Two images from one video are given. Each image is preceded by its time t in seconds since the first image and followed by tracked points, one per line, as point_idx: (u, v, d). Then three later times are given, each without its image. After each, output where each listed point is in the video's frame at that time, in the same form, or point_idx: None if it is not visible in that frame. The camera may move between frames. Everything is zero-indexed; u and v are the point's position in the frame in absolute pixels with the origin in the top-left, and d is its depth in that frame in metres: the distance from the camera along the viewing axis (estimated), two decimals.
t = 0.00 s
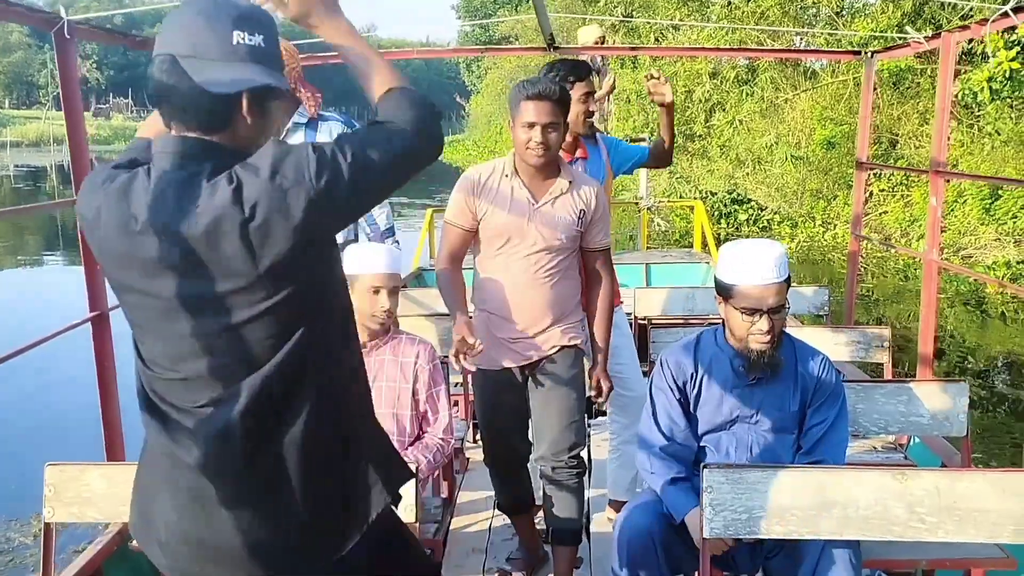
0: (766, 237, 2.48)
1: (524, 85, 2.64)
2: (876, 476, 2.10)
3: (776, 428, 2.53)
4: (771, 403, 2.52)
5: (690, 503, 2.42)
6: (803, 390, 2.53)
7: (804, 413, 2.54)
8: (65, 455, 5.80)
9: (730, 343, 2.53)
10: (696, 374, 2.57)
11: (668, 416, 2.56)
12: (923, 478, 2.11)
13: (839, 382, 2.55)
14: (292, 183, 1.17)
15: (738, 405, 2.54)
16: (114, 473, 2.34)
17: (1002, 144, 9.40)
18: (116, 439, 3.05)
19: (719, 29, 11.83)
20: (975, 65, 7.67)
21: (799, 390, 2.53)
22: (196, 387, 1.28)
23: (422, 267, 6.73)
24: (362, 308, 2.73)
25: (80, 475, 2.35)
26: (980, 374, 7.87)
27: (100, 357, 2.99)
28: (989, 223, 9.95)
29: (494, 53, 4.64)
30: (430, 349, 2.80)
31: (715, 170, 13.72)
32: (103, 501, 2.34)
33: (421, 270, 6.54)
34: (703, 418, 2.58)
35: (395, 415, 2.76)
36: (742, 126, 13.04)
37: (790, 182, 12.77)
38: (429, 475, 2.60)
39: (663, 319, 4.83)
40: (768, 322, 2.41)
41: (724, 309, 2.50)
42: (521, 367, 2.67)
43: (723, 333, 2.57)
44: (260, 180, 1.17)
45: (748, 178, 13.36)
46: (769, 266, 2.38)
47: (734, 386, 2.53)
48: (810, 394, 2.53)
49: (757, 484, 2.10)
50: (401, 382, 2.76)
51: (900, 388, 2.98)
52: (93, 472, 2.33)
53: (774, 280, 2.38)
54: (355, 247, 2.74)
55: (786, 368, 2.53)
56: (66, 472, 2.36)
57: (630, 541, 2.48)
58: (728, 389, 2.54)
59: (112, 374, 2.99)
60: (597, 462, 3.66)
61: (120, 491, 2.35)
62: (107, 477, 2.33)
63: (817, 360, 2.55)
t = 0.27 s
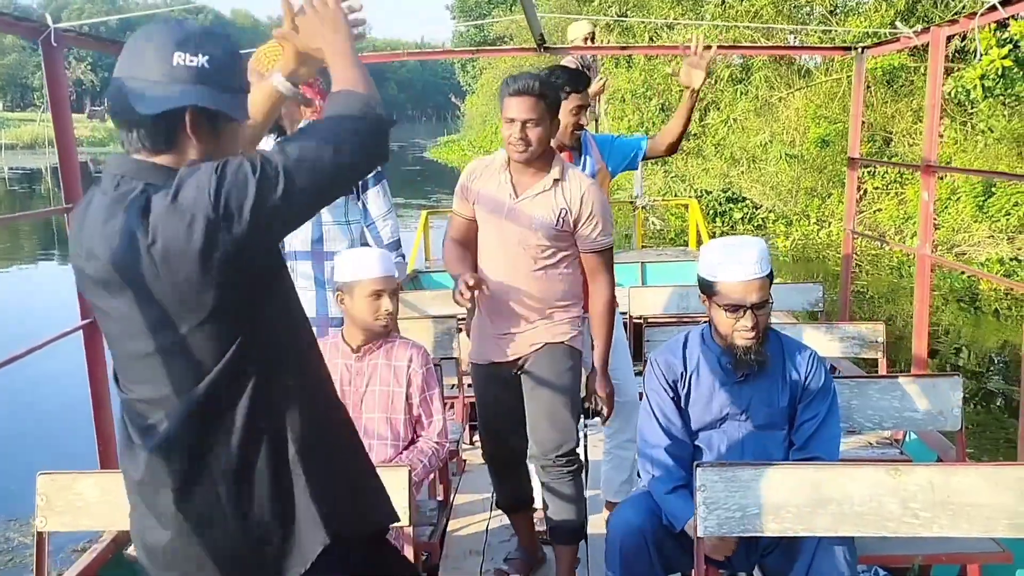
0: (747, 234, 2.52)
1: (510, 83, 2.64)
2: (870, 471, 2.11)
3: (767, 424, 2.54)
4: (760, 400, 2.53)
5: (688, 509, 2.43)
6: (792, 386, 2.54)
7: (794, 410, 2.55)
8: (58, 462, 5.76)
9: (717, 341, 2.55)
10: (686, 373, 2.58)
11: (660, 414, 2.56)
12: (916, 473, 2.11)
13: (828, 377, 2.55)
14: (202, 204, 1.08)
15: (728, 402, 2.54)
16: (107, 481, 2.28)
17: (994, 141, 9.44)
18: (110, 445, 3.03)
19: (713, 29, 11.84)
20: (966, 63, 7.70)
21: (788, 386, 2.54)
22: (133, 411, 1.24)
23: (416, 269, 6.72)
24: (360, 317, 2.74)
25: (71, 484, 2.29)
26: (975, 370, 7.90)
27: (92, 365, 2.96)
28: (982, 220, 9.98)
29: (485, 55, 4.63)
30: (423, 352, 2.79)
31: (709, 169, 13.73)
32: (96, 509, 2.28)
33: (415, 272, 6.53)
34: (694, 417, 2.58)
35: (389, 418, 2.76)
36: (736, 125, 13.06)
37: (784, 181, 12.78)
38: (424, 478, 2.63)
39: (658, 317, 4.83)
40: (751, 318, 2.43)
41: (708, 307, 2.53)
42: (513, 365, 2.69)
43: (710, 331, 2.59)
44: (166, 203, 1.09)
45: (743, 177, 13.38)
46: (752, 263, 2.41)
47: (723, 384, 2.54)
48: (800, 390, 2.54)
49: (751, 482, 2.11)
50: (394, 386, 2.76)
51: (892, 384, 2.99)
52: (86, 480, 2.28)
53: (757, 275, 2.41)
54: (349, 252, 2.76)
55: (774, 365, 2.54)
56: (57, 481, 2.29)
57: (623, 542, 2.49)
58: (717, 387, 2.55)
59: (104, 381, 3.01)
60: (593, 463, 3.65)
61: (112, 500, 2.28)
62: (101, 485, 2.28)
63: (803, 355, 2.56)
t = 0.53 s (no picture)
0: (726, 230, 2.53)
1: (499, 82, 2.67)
2: (860, 468, 2.11)
3: (754, 421, 2.53)
4: (747, 396, 2.53)
5: (667, 503, 2.47)
6: (776, 381, 2.54)
7: (780, 405, 2.55)
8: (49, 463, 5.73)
9: (701, 339, 2.56)
10: (671, 371, 2.59)
11: (647, 413, 2.58)
12: (907, 470, 2.12)
13: (814, 372, 2.57)
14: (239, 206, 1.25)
15: (714, 400, 2.54)
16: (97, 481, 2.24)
17: (982, 136, 9.46)
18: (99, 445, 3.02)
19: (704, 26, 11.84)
20: (956, 59, 7.71)
21: (773, 381, 2.54)
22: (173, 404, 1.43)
23: (407, 268, 6.71)
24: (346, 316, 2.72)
25: (61, 483, 2.26)
26: (966, 365, 7.92)
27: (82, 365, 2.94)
28: (972, 216, 10.00)
29: (475, 53, 4.62)
30: (412, 351, 2.79)
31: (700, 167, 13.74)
32: (82, 512, 2.27)
33: (406, 272, 6.52)
34: (681, 415, 2.58)
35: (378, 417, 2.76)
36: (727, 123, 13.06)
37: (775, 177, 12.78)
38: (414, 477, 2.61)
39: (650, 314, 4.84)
40: (734, 314, 2.45)
41: (690, 305, 2.54)
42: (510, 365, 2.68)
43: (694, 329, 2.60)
44: (207, 202, 1.27)
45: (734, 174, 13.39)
46: (730, 258, 2.43)
47: (709, 381, 2.55)
48: (785, 385, 2.54)
49: (742, 480, 2.11)
50: (384, 384, 2.77)
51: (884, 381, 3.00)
52: (74, 481, 2.26)
53: (737, 271, 2.43)
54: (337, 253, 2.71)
55: (759, 361, 2.54)
56: (46, 481, 2.25)
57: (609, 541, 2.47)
58: (702, 384, 2.55)
59: (92, 381, 2.99)
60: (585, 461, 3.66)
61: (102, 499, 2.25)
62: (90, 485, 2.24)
63: (787, 350, 2.57)
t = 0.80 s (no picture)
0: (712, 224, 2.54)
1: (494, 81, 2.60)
2: (851, 463, 2.12)
3: (745, 415, 2.55)
4: (737, 390, 2.55)
5: (664, 498, 2.45)
6: (766, 375, 2.54)
7: (771, 400, 2.54)
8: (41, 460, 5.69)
9: (692, 334, 2.56)
10: (662, 366, 2.60)
11: (640, 407, 2.58)
12: (899, 463, 2.12)
13: (805, 365, 2.54)
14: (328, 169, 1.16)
15: (705, 395, 2.56)
16: (88, 474, 2.18)
17: (973, 127, 9.50)
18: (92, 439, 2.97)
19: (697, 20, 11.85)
20: (947, 50, 7.73)
21: (764, 375, 2.54)
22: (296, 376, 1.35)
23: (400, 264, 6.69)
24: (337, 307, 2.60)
25: (51, 476, 2.17)
26: (958, 354, 7.94)
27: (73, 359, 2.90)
28: (963, 206, 10.04)
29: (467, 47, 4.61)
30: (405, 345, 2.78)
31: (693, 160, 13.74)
32: (76, 503, 2.18)
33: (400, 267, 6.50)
34: (673, 410, 2.59)
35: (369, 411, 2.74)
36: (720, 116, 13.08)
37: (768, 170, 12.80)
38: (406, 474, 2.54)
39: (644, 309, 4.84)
40: (722, 307, 2.46)
41: (679, 299, 2.55)
42: (515, 361, 2.66)
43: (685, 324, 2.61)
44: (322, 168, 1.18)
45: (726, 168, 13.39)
46: (718, 252, 2.44)
47: (700, 375, 2.56)
48: (775, 379, 2.53)
49: (735, 473, 2.11)
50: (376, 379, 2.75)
51: (876, 375, 3.01)
52: (65, 473, 2.17)
53: (724, 264, 2.44)
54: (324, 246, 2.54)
55: (748, 355, 2.54)
56: (37, 474, 2.18)
57: (602, 536, 2.46)
58: (694, 379, 2.57)
59: (86, 375, 2.94)
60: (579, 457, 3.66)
61: (91, 492, 2.18)
62: (81, 478, 2.17)
63: (778, 343, 2.55)
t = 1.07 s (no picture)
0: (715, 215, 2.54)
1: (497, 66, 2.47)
2: (850, 455, 2.12)
3: (747, 407, 2.56)
4: (740, 382, 2.55)
5: (666, 490, 2.45)
6: (768, 367, 2.54)
7: (772, 393, 2.55)
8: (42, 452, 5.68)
9: (695, 326, 2.57)
10: (665, 357, 2.60)
11: (642, 397, 2.58)
12: (899, 455, 2.12)
13: (806, 359, 2.55)
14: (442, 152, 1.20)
15: (707, 386, 2.56)
16: (88, 461, 2.18)
17: (971, 115, 9.49)
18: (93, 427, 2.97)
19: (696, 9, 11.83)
20: (947, 39, 7.72)
21: (766, 367, 2.54)
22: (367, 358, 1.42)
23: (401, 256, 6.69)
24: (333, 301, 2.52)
25: (52, 463, 2.18)
26: (958, 343, 7.93)
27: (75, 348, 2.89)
28: (962, 194, 10.03)
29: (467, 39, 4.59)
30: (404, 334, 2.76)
31: (693, 151, 13.72)
32: (76, 489, 2.18)
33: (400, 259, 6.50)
34: (675, 401, 2.60)
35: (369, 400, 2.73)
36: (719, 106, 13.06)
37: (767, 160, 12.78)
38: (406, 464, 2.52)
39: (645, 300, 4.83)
40: (726, 299, 2.46)
41: (684, 291, 2.55)
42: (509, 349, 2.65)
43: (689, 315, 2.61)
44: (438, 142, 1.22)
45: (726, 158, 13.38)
46: (722, 245, 2.45)
47: (702, 367, 2.56)
48: (777, 371, 2.54)
49: (735, 464, 2.12)
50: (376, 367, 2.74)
51: (878, 368, 3.01)
52: (65, 461, 2.18)
53: (728, 257, 2.45)
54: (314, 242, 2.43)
55: (751, 347, 2.55)
56: (37, 461, 2.18)
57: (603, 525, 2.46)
58: (697, 370, 2.57)
59: (87, 362, 2.93)
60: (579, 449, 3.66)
61: (91, 480, 2.19)
62: (81, 465, 2.18)
63: (781, 335, 2.56)
